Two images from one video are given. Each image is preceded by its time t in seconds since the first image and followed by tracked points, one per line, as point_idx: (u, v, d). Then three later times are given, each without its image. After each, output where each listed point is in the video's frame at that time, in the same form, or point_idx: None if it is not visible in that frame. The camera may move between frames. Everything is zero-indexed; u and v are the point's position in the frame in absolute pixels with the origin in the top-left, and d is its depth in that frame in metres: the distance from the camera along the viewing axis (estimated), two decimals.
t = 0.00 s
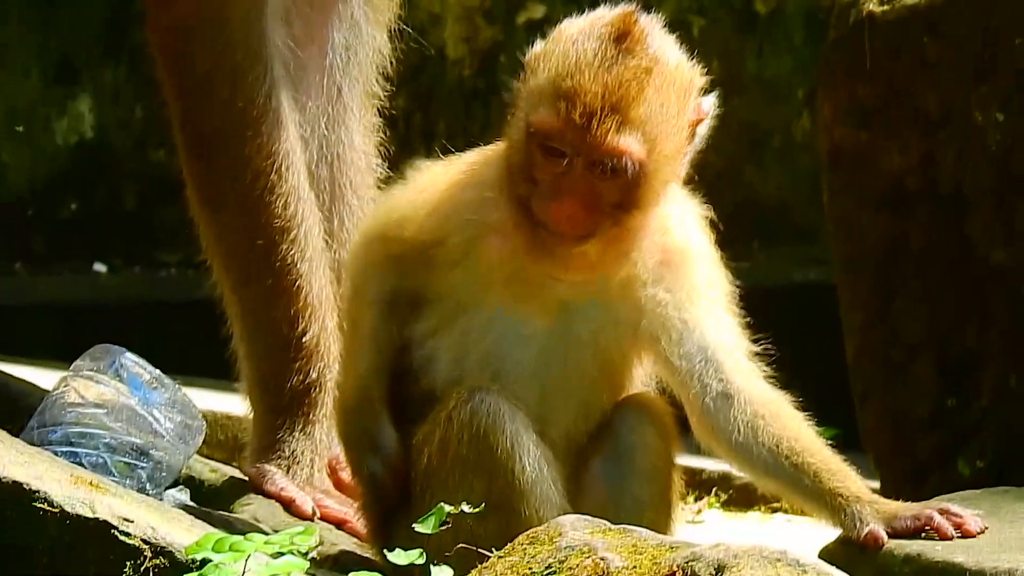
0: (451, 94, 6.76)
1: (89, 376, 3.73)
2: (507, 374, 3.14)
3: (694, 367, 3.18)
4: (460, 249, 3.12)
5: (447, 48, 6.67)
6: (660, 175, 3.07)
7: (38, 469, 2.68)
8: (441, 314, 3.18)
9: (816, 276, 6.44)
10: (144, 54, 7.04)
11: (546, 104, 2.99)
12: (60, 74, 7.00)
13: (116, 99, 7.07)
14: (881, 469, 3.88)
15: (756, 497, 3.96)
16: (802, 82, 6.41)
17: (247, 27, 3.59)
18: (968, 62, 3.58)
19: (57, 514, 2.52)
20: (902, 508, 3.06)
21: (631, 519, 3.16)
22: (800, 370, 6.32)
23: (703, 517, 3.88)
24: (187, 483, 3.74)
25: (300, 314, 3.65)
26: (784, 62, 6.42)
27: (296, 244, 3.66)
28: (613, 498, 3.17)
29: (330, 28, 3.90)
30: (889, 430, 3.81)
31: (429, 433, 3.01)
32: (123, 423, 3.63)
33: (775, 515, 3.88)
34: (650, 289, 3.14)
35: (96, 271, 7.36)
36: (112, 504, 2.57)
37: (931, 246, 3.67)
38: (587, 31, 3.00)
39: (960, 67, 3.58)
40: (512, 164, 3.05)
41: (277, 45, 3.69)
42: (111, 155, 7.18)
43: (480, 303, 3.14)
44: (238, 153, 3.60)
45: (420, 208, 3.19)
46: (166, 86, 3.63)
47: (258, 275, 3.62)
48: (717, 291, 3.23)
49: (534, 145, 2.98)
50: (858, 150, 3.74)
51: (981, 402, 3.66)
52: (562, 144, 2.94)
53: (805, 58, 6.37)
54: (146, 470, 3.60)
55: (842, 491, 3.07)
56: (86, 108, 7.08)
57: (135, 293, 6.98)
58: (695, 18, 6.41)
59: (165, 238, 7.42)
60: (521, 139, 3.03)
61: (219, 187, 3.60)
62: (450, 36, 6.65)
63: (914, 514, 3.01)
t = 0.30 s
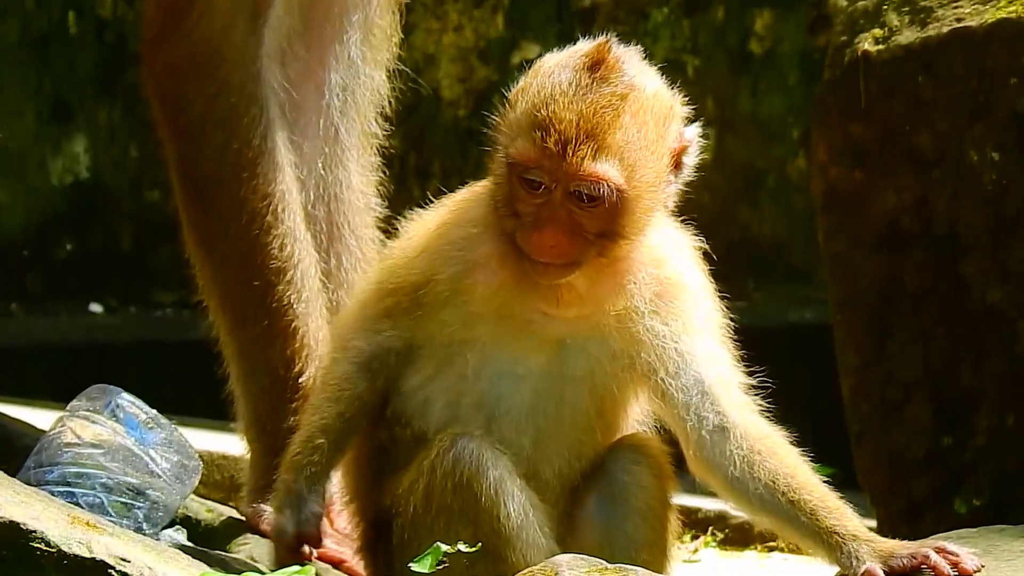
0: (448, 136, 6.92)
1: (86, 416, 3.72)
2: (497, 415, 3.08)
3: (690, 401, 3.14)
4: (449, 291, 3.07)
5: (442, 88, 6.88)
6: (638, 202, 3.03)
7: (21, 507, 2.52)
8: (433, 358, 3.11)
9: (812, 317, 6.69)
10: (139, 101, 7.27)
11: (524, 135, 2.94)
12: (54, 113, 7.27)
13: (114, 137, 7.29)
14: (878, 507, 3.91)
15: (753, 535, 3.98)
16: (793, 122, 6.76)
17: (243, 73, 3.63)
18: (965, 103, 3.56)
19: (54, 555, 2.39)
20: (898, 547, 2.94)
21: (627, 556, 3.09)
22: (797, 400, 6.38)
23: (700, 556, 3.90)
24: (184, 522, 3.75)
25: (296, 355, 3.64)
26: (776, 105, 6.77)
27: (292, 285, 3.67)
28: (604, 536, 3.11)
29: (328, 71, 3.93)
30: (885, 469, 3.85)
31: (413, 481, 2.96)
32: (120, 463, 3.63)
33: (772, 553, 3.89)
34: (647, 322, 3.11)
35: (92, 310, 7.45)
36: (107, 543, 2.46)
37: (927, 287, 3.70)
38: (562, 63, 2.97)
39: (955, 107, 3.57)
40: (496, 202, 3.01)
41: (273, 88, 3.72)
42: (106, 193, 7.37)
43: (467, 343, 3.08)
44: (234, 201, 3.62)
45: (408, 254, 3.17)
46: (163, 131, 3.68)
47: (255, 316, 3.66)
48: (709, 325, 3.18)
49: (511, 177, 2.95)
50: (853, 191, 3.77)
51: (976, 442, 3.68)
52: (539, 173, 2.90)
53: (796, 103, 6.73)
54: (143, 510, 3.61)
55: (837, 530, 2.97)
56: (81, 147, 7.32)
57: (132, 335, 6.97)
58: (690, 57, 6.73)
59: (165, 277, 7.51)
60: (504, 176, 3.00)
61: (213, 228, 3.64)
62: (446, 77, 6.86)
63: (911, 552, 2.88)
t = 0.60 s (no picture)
0: (473, 160, 7.48)
1: (144, 417, 4.04)
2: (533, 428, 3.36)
3: (707, 398, 3.49)
4: (518, 335, 3.31)
5: (471, 111, 7.42)
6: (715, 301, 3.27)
7: (95, 506, 3.04)
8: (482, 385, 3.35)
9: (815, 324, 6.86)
10: (187, 124, 8.15)
11: (621, 234, 3.12)
12: (113, 137, 8.14)
13: (167, 159, 8.16)
14: (877, 500, 4.21)
15: (760, 524, 4.28)
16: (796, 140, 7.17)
17: (281, 99, 3.92)
18: (958, 125, 3.81)
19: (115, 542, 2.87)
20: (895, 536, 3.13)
21: (644, 545, 3.32)
22: (804, 396, 6.71)
23: (710, 544, 4.20)
24: (237, 514, 4.05)
25: (337, 360, 3.96)
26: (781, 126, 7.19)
27: (332, 295, 3.98)
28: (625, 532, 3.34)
29: (363, 96, 4.27)
30: (881, 467, 4.17)
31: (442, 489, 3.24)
32: (175, 459, 3.93)
33: (777, 541, 4.19)
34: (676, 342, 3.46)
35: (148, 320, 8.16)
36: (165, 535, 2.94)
37: (923, 297, 3.98)
38: (664, 169, 3.13)
39: (949, 129, 3.83)
40: (574, 272, 3.21)
41: (310, 110, 4.01)
42: (159, 213, 8.19)
43: (520, 374, 3.35)
44: (275, 219, 3.91)
45: (477, 292, 3.35)
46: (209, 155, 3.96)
47: (296, 325, 3.95)
48: (727, 348, 3.58)
49: (615, 279, 3.11)
50: (855, 206, 4.08)
51: (967, 440, 3.96)
52: (647, 300, 3.07)
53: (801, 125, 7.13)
54: (197, 502, 3.91)
55: (839, 519, 3.21)
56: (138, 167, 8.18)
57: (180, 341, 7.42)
58: (702, 82, 7.19)
59: (212, 289, 8.26)
60: (581, 251, 3.20)
61: (256, 243, 3.92)
62: (473, 101, 7.40)
63: (906, 539, 3.07)
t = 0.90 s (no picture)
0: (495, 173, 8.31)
1: (214, 396, 4.68)
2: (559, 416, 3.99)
3: (701, 383, 4.34)
4: (554, 339, 3.96)
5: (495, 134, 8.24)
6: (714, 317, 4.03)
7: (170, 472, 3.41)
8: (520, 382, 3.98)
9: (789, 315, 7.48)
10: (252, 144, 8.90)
11: (647, 265, 3.86)
12: (188, 158, 8.90)
13: (235, 177, 8.93)
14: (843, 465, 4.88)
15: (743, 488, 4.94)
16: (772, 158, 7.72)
17: (330, 125, 4.55)
18: (913, 146, 4.48)
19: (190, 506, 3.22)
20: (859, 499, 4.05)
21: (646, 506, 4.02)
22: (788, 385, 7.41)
23: (701, 504, 4.87)
24: (293, 480, 4.73)
25: (379, 347, 4.60)
26: (759, 145, 7.73)
27: (374, 292, 4.62)
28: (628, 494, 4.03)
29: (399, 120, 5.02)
30: (847, 437, 4.83)
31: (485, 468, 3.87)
32: (241, 433, 4.56)
33: (758, 502, 4.86)
34: (685, 340, 4.32)
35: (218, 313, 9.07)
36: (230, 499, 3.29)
37: (882, 292, 4.66)
38: (683, 212, 3.86)
39: (905, 149, 4.50)
40: (604, 293, 3.95)
41: (352, 133, 4.66)
42: (229, 223, 8.96)
43: (554, 371, 3.98)
44: (325, 227, 4.55)
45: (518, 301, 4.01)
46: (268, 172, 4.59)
47: (343, 318, 4.58)
48: (718, 342, 4.45)
49: (643, 303, 3.87)
50: (822, 214, 4.75)
51: (921, 414, 4.64)
52: (669, 319, 3.83)
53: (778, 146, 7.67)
54: (259, 470, 4.57)
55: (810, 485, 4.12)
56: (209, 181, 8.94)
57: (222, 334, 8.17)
58: (692, 108, 7.76)
59: (274, 288, 9.07)
60: (612, 278, 3.93)
61: (308, 248, 4.56)
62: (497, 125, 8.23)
63: (870, 501, 4.00)
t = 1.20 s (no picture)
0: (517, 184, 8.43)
1: (240, 398, 4.82)
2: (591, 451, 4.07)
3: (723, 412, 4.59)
4: (606, 385, 4.07)
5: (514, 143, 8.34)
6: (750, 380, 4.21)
7: (196, 471, 3.25)
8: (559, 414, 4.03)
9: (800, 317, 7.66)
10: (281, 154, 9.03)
11: (702, 329, 4.03)
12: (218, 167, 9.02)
13: (263, 186, 9.05)
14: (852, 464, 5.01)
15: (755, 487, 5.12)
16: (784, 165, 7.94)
17: (356, 135, 4.70)
18: (918, 155, 4.64)
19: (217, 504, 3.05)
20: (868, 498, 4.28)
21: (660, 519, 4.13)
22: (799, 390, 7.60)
23: (715, 503, 5.04)
24: (319, 480, 4.87)
25: (403, 351, 4.74)
26: (770, 153, 7.95)
27: (399, 297, 4.76)
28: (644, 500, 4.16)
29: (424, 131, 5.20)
30: (855, 437, 4.97)
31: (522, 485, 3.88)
32: (268, 434, 4.68)
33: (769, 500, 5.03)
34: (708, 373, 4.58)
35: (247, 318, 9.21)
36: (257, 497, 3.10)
37: (890, 295, 4.82)
38: (739, 281, 4.02)
39: (911, 157, 4.65)
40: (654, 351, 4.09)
41: (378, 147, 4.82)
42: (257, 229, 9.09)
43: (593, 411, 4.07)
44: (351, 233, 4.71)
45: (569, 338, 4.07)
46: (296, 179, 4.75)
47: (369, 322, 4.72)
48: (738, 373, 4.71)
49: (696, 365, 4.04)
50: (831, 221, 4.86)
51: (929, 415, 4.82)
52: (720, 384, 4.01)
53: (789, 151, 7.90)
54: (286, 470, 4.69)
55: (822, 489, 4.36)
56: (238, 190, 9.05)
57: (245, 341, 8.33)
58: (706, 118, 7.95)
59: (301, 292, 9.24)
60: (665, 335, 4.07)
61: (335, 253, 4.71)
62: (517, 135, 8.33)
63: (879, 500, 4.23)
